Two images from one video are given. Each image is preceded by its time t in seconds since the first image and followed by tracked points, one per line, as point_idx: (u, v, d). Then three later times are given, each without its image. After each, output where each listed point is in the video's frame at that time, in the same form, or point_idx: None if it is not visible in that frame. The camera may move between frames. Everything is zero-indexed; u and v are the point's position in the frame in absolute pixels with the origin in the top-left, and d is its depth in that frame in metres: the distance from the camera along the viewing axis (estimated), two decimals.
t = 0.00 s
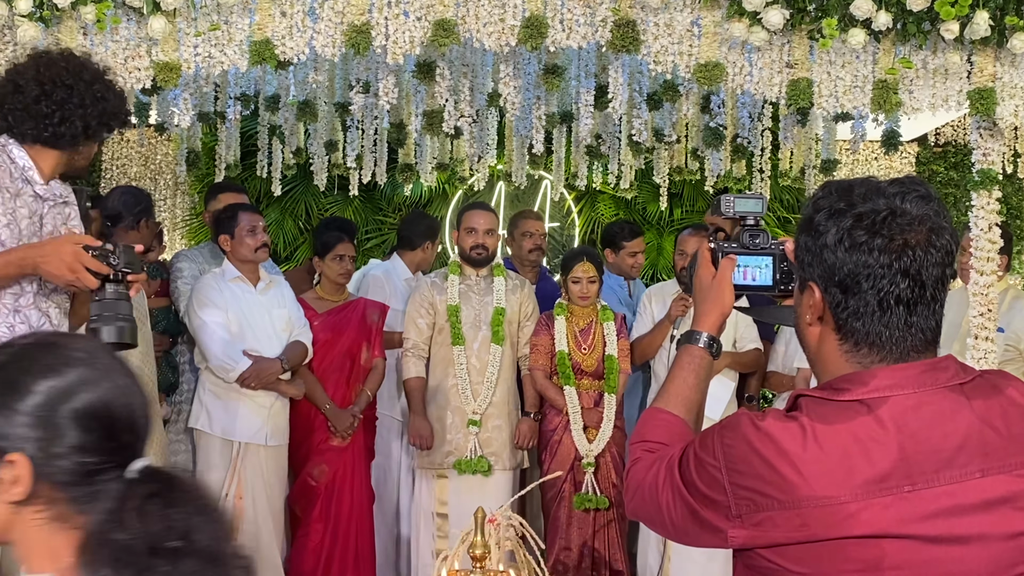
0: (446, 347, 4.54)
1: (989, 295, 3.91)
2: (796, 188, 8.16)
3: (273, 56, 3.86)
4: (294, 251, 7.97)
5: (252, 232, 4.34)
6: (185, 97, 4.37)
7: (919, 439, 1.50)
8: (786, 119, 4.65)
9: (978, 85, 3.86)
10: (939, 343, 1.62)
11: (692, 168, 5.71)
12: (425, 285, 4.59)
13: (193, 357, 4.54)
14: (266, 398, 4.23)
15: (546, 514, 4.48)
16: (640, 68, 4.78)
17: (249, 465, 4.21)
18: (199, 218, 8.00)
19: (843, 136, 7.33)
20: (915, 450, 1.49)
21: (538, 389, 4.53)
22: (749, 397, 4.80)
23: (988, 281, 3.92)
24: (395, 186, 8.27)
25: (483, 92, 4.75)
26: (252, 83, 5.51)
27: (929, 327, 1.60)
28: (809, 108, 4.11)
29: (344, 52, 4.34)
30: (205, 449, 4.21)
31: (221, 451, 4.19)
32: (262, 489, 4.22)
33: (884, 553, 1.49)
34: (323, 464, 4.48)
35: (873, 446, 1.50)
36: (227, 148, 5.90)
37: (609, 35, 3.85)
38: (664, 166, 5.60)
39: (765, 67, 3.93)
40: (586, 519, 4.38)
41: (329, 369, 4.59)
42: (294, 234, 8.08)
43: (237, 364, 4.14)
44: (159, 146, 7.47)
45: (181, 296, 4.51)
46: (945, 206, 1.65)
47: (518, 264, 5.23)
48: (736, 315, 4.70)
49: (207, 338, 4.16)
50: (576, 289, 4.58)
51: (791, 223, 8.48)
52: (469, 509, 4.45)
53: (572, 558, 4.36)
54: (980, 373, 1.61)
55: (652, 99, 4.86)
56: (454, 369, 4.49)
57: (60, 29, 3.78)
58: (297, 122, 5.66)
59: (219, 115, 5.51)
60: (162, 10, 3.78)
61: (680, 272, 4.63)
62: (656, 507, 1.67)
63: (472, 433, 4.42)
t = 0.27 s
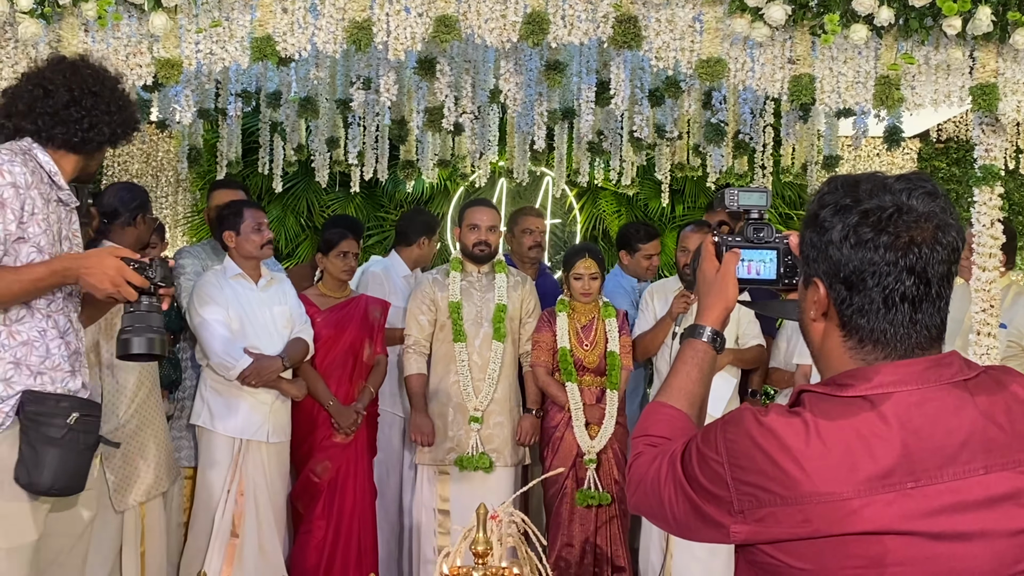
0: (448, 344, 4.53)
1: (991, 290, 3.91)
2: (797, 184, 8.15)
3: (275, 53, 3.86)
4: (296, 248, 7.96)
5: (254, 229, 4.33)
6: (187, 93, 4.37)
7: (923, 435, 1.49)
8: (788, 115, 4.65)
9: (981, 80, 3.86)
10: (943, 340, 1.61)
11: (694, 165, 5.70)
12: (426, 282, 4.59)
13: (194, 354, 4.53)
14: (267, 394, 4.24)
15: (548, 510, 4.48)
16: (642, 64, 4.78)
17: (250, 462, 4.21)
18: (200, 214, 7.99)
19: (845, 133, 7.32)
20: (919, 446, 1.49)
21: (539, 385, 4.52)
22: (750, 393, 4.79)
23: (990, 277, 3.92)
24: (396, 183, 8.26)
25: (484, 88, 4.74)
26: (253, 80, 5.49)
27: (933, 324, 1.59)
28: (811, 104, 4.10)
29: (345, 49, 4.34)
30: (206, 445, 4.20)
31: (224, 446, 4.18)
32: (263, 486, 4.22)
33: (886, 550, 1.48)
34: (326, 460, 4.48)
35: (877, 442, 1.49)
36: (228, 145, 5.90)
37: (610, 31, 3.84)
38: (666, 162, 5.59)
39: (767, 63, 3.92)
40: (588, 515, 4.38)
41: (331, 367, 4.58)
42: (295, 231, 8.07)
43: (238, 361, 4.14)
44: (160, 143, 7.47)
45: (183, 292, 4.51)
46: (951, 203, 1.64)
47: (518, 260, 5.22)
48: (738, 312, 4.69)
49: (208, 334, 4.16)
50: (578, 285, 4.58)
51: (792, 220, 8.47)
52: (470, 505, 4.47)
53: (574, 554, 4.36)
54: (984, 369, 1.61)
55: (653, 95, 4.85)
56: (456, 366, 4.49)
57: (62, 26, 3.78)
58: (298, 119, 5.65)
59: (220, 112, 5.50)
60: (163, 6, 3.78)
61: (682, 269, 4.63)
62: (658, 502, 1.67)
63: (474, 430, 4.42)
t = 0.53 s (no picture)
0: (449, 340, 4.53)
1: (992, 286, 3.91)
2: (798, 179, 8.13)
3: (275, 49, 3.85)
4: (297, 244, 7.96)
5: (255, 226, 4.33)
6: (187, 89, 4.37)
7: (925, 431, 1.49)
8: (789, 110, 4.64)
9: (981, 76, 3.85)
10: (946, 336, 1.61)
11: (694, 161, 5.70)
12: (427, 279, 4.59)
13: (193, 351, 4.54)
14: (267, 391, 4.25)
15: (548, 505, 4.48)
16: (643, 59, 4.78)
17: (250, 458, 4.21)
18: (200, 210, 8.00)
19: (845, 128, 7.31)
20: (920, 442, 1.49)
21: (540, 381, 4.53)
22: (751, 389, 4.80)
23: (991, 272, 3.92)
24: (397, 179, 8.25)
25: (485, 84, 4.74)
26: (253, 76, 5.49)
27: (936, 319, 1.60)
28: (812, 99, 4.09)
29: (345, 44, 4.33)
30: (206, 441, 4.20)
31: (224, 442, 4.18)
32: (264, 481, 4.22)
33: (887, 545, 1.48)
34: (327, 456, 4.47)
35: (878, 437, 1.49)
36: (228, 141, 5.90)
37: (611, 26, 3.83)
38: (666, 158, 5.58)
39: (768, 58, 3.91)
40: (588, 511, 4.38)
41: (332, 362, 4.58)
42: (295, 227, 8.07)
43: (238, 358, 4.15)
44: (160, 139, 7.47)
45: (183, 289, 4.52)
46: (954, 198, 1.64)
47: (515, 256, 5.21)
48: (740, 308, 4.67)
49: (207, 330, 4.16)
50: (578, 281, 4.58)
51: (793, 215, 8.45)
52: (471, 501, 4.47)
53: (574, 550, 4.36)
54: (986, 364, 1.61)
55: (654, 91, 4.84)
56: (456, 361, 4.49)
57: (62, 22, 3.80)
58: (298, 115, 5.64)
59: (220, 108, 5.50)
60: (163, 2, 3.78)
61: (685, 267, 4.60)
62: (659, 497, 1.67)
63: (475, 426, 4.43)
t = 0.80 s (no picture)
0: (449, 336, 4.53)
1: (991, 281, 3.91)
2: (798, 174, 8.13)
3: (274, 44, 3.85)
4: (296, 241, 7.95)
5: (254, 221, 4.33)
6: (186, 85, 4.37)
7: (925, 426, 1.50)
8: (788, 106, 4.64)
9: (981, 71, 3.85)
10: (947, 331, 1.61)
11: (694, 156, 5.69)
12: (426, 275, 4.59)
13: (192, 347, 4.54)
14: (265, 386, 4.25)
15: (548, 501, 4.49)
16: (642, 55, 4.77)
17: (250, 454, 4.21)
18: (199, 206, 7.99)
19: (845, 124, 7.30)
20: (921, 437, 1.49)
21: (540, 377, 4.53)
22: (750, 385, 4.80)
23: (990, 268, 3.92)
24: (396, 174, 8.25)
25: (484, 79, 4.73)
26: (252, 71, 5.48)
27: (939, 313, 1.60)
28: (812, 95, 4.09)
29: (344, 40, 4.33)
30: (206, 437, 4.20)
31: (223, 438, 4.18)
32: (263, 476, 4.23)
33: (888, 541, 1.49)
34: (327, 452, 4.48)
35: (879, 432, 1.49)
36: (228, 137, 5.89)
37: (610, 22, 3.83)
38: (666, 153, 5.58)
39: (767, 54, 3.91)
40: (588, 506, 4.38)
41: (333, 357, 4.59)
42: (294, 223, 8.06)
43: (236, 353, 4.14)
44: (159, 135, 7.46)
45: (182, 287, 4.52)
46: (955, 191, 1.64)
47: (513, 252, 5.21)
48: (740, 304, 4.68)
49: (207, 326, 4.16)
50: (578, 276, 4.58)
51: (792, 211, 8.44)
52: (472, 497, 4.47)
53: (574, 545, 4.36)
54: (988, 360, 1.60)
55: (653, 86, 4.84)
56: (456, 357, 4.49)
57: (60, 17, 3.82)
58: (297, 110, 5.64)
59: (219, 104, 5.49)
60: None
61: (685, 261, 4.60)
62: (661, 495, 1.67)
63: (476, 421, 4.43)
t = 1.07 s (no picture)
0: (448, 332, 4.52)
1: (990, 276, 3.91)
2: (797, 169, 8.12)
3: (272, 39, 3.83)
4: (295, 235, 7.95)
5: (251, 217, 4.32)
6: (184, 80, 4.36)
7: (925, 419, 1.49)
8: (786, 100, 4.64)
9: (980, 65, 3.84)
10: (942, 326, 1.61)
11: (692, 151, 5.69)
12: (425, 270, 4.58)
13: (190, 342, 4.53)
14: (265, 380, 4.24)
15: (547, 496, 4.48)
16: (641, 49, 4.77)
17: (248, 449, 4.21)
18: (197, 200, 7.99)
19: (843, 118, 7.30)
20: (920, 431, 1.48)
21: (539, 372, 4.53)
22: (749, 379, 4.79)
23: (989, 263, 3.92)
24: (394, 169, 8.25)
25: (483, 74, 4.73)
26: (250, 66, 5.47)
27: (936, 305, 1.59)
28: (811, 89, 4.08)
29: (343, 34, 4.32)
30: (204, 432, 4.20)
31: (221, 434, 4.18)
32: (262, 471, 4.23)
33: (888, 536, 1.47)
34: (326, 447, 4.47)
35: (880, 426, 1.48)
36: (226, 131, 5.89)
37: (609, 16, 3.82)
38: (665, 148, 5.56)
39: (766, 48, 3.91)
40: (587, 501, 4.38)
41: (332, 352, 4.59)
42: (293, 218, 8.05)
43: (232, 348, 4.13)
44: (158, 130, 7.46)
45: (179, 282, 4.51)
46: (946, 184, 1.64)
47: (512, 247, 5.21)
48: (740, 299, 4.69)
49: (205, 321, 4.15)
50: (577, 271, 4.58)
51: (791, 205, 8.43)
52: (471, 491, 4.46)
53: (573, 540, 4.36)
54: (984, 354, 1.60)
55: (652, 81, 4.83)
56: (455, 353, 4.49)
57: (58, 12, 3.79)
58: (296, 105, 5.63)
59: (218, 98, 5.48)
60: None
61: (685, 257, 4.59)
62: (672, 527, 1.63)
63: (475, 416, 4.43)
